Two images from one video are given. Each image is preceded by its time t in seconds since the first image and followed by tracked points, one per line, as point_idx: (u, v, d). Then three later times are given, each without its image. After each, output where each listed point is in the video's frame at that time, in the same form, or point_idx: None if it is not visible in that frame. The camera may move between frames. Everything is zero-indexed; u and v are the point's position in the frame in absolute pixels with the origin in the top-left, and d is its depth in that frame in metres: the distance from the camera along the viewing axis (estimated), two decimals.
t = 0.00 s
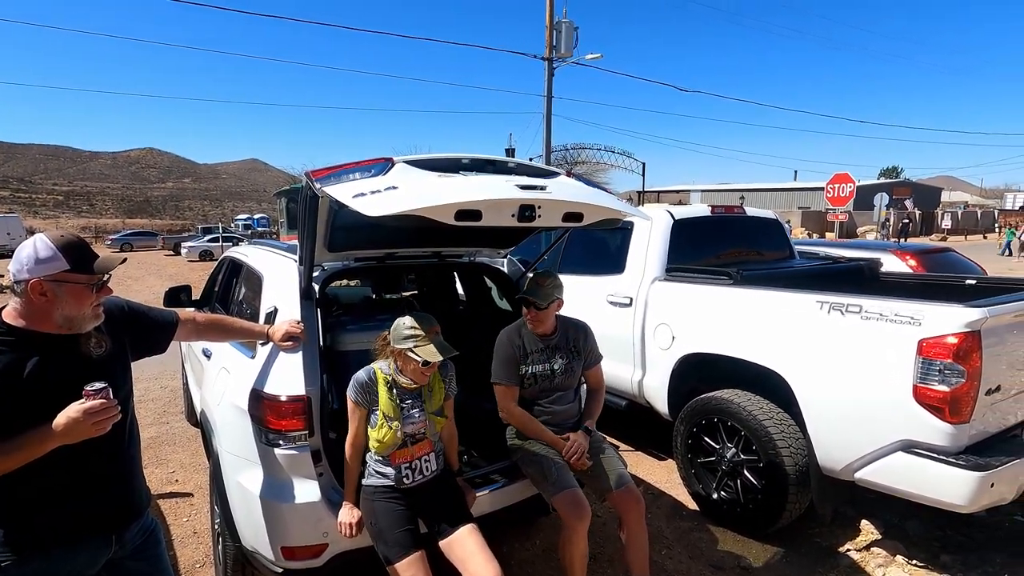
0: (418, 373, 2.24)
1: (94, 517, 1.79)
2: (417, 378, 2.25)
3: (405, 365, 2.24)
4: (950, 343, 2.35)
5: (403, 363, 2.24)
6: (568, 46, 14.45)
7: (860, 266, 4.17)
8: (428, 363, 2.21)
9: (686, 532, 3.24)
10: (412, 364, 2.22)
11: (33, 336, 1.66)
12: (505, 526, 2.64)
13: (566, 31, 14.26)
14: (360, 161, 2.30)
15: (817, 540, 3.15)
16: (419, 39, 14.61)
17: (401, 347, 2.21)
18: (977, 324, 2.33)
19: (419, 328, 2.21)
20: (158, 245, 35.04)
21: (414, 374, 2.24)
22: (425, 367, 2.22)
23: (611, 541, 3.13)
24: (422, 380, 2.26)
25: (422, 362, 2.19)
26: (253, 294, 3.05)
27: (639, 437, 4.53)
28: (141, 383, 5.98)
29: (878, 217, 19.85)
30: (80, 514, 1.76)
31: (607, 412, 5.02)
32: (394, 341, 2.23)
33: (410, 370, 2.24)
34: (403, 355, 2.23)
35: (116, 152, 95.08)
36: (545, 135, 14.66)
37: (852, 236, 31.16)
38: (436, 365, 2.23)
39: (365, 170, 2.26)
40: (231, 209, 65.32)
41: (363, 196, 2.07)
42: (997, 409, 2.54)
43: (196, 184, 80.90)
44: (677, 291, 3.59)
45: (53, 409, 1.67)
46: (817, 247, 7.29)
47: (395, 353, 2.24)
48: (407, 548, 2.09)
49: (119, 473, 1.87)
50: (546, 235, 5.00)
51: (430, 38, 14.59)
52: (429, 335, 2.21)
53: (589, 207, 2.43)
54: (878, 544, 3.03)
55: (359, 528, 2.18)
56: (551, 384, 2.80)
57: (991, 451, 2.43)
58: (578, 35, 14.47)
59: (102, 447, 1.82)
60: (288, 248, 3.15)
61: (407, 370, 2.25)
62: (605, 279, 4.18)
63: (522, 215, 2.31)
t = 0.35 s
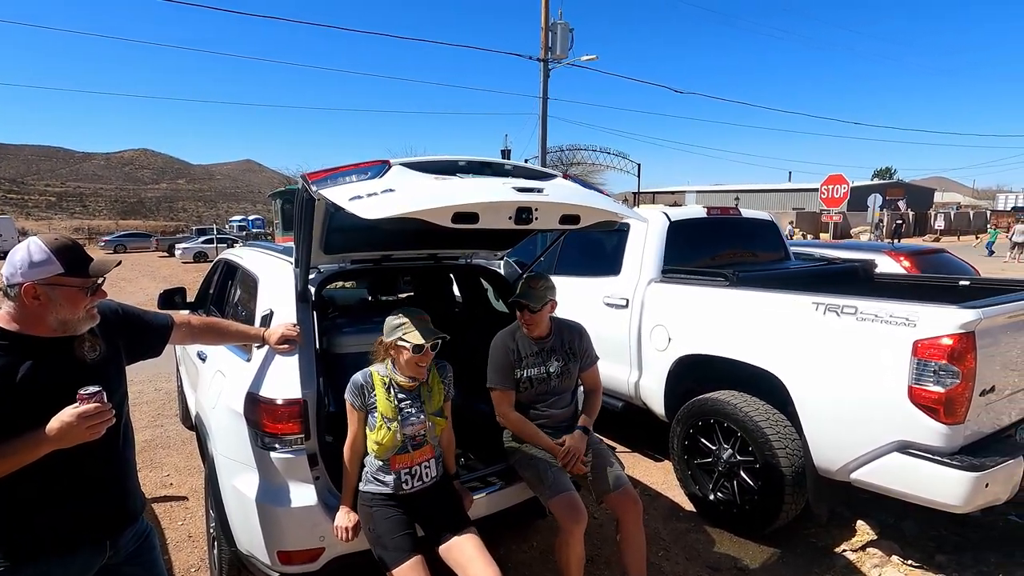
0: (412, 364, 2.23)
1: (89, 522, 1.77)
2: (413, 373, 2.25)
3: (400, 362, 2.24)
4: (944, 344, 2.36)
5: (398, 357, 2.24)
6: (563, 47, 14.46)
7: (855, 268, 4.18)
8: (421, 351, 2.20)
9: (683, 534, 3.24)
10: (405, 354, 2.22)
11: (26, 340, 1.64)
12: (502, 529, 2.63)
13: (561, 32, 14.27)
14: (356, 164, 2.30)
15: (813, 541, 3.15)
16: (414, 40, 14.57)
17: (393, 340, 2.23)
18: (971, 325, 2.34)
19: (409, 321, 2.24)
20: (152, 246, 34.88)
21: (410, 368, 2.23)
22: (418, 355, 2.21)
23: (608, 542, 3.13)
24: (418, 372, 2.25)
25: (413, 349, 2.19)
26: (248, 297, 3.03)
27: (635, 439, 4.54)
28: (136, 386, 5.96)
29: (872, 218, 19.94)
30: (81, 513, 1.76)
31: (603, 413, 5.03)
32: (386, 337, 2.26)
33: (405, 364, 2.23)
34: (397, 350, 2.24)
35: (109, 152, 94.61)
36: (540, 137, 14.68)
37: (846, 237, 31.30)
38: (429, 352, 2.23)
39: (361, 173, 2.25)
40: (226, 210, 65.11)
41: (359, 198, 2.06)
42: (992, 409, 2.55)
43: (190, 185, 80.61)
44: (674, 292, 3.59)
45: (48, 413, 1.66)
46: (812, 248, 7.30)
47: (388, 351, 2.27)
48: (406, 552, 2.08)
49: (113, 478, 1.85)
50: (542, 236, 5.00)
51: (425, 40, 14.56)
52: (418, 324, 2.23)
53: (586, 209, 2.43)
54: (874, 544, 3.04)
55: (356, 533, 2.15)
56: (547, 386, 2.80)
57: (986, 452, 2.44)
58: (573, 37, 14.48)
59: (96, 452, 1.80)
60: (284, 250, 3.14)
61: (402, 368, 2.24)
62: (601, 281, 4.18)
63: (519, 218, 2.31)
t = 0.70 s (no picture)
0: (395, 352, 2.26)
1: (83, 526, 1.77)
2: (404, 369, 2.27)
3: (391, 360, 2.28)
4: (939, 345, 2.36)
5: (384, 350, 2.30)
6: (560, 48, 14.47)
7: (851, 269, 4.19)
8: (396, 334, 2.25)
9: (679, 535, 3.24)
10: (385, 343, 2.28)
11: (17, 343, 1.64)
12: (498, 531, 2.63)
13: (558, 33, 14.26)
14: (351, 165, 2.30)
15: (809, 542, 3.16)
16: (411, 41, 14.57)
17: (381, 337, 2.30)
18: (965, 326, 2.34)
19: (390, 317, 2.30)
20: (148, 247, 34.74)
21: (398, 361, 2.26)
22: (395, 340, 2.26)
23: (604, 544, 3.13)
24: (405, 360, 2.26)
25: (388, 335, 2.25)
26: (244, 298, 3.03)
27: (632, 439, 4.54)
28: (132, 387, 5.94)
29: (868, 219, 19.97)
30: (79, 514, 1.76)
31: (600, 414, 5.03)
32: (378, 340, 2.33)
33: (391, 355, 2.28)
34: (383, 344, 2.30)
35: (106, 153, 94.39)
36: (537, 137, 14.68)
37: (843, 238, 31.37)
38: (407, 337, 2.26)
39: (357, 174, 2.25)
40: (222, 211, 64.99)
41: (354, 200, 2.06)
42: (987, 410, 2.55)
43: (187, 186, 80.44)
44: (670, 293, 3.60)
45: (42, 415, 1.65)
46: (808, 249, 7.32)
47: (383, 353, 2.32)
48: (403, 556, 2.08)
49: (106, 481, 1.84)
50: (539, 236, 4.99)
51: (422, 40, 14.55)
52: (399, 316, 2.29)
53: (582, 210, 2.43)
54: (870, 545, 3.04)
55: (351, 535, 2.14)
56: (544, 388, 2.79)
57: (981, 452, 2.45)
58: (570, 37, 14.49)
59: (89, 456, 1.79)
60: (279, 252, 3.13)
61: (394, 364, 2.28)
62: (598, 282, 4.18)
63: (515, 220, 2.31)
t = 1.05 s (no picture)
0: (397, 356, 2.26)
1: (84, 526, 1.77)
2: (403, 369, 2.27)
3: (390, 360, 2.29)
4: (938, 345, 2.37)
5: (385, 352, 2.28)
6: (560, 47, 14.46)
7: (851, 268, 4.19)
8: (398, 338, 2.24)
9: (679, 534, 3.25)
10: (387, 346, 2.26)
11: (17, 343, 1.63)
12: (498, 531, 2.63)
13: (558, 32, 14.26)
14: (351, 166, 2.29)
15: (809, 541, 3.16)
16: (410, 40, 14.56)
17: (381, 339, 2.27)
18: (964, 326, 2.35)
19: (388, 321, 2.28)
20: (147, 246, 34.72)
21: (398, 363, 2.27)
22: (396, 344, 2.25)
23: (604, 544, 3.13)
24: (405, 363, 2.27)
25: (389, 338, 2.24)
26: (243, 298, 3.02)
27: (633, 439, 4.54)
28: (131, 387, 5.94)
29: (868, 218, 19.97)
30: (80, 514, 1.76)
31: (600, 414, 5.03)
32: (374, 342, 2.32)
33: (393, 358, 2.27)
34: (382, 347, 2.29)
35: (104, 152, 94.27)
36: (537, 136, 14.68)
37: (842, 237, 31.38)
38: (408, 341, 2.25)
39: (357, 174, 2.25)
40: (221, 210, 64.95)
41: (354, 201, 2.06)
42: (986, 409, 2.56)
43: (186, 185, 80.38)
44: (670, 293, 3.60)
45: (42, 416, 1.65)
46: (808, 248, 7.32)
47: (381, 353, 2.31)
48: (403, 555, 2.08)
49: (107, 482, 1.84)
50: (539, 236, 4.99)
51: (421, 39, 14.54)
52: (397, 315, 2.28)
53: (582, 210, 2.43)
54: (869, 544, 3.05)
55: (352, 535, 2.15)
56: (543, 388, 2.79)
57: (980, 452, 2.45)
58: (570, 36, 14.48)
59: (89, 456, 1.79)
60: (279, 252, 3.13)
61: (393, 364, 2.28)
62: (598, 282, 4.18)
63: (515, 220, 2.31)
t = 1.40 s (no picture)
0: (404, 355, 2.25)
1: (79, 526, 1.76)
2: (402, 367, 2.27)
3: (387, 358, 2.26)
4: (933, 341, 2.38)
5: (385, 353, 2.25)
6: (555, 45, 14.44)
7: (846, 265, 4.21)
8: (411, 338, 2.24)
9: (675, 531, 3.26)
10: (394, 345, 2.23)
11: (10, 344, 1.62)
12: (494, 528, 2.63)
13: (553, 29, 14.24)
14: (347, 164, 2.28)
15: (803, 537, 3.18)
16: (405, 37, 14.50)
17: (384, 336, 2.22)
18: (958, 323, 2.36)
19: (386, 319, 2.25)
20: (140, 245, 34.54)
21: (398, 361, 2.25)
22: (405, 343, 2.23)
23: (601, 541, 3.14)
24: (409, 362, 2.27)
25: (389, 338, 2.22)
26: (238, 297, 3.01)
27: (628, 436, 4.55)
28: (125, 386, 5.91)
29: (861, 216, 20.05)
30: (73, 514, 1.75)
31: (596, 411, 5.04)
32: (367, 339, 2.25)
33: (393, 358, 2.25)
34: (383, 344, 2.24)
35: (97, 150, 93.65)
36: (532, 134, 14.66)
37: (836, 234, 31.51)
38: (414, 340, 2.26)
39: (352, 173, 2.24)
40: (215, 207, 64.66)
41: (350, 199, 2.05)
42: (978, 405, 2.58)
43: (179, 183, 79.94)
44: (665, 291, 3.60)
45: (36, 416, 1.64)
46: (802, 246, 7.35)
47: (373, 351, 2.27)
48: (401, 553, 2.08)
49: (101, 482, 1.83)
50: (534, 234, 4.99)
51: (416, 36, 14.50)
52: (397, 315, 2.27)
53: (578, 208, 2.43)
54: (863, 539, 3.07)
55: (349, 533, 2.15)
56: (540, 387, 2.80)
57: (972, 448, 2.47)
58: (565, 33, 14.47)
59: (83, 456, 1.78)
60: (274, 250, 3.12)
61: (390, 362, 2.26)
62: (593, 279, 4.18)
63: (511, 218, 2.31)
